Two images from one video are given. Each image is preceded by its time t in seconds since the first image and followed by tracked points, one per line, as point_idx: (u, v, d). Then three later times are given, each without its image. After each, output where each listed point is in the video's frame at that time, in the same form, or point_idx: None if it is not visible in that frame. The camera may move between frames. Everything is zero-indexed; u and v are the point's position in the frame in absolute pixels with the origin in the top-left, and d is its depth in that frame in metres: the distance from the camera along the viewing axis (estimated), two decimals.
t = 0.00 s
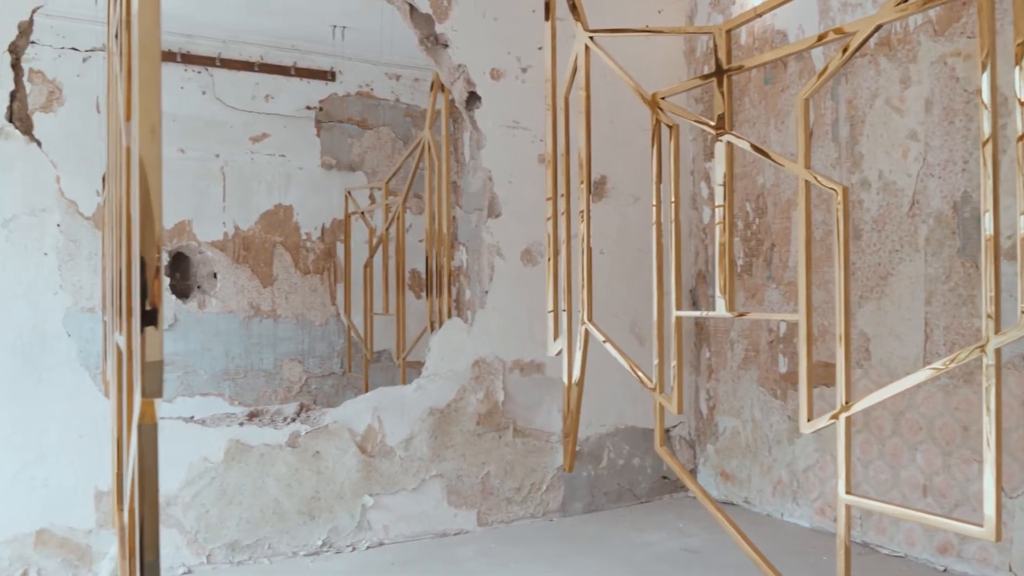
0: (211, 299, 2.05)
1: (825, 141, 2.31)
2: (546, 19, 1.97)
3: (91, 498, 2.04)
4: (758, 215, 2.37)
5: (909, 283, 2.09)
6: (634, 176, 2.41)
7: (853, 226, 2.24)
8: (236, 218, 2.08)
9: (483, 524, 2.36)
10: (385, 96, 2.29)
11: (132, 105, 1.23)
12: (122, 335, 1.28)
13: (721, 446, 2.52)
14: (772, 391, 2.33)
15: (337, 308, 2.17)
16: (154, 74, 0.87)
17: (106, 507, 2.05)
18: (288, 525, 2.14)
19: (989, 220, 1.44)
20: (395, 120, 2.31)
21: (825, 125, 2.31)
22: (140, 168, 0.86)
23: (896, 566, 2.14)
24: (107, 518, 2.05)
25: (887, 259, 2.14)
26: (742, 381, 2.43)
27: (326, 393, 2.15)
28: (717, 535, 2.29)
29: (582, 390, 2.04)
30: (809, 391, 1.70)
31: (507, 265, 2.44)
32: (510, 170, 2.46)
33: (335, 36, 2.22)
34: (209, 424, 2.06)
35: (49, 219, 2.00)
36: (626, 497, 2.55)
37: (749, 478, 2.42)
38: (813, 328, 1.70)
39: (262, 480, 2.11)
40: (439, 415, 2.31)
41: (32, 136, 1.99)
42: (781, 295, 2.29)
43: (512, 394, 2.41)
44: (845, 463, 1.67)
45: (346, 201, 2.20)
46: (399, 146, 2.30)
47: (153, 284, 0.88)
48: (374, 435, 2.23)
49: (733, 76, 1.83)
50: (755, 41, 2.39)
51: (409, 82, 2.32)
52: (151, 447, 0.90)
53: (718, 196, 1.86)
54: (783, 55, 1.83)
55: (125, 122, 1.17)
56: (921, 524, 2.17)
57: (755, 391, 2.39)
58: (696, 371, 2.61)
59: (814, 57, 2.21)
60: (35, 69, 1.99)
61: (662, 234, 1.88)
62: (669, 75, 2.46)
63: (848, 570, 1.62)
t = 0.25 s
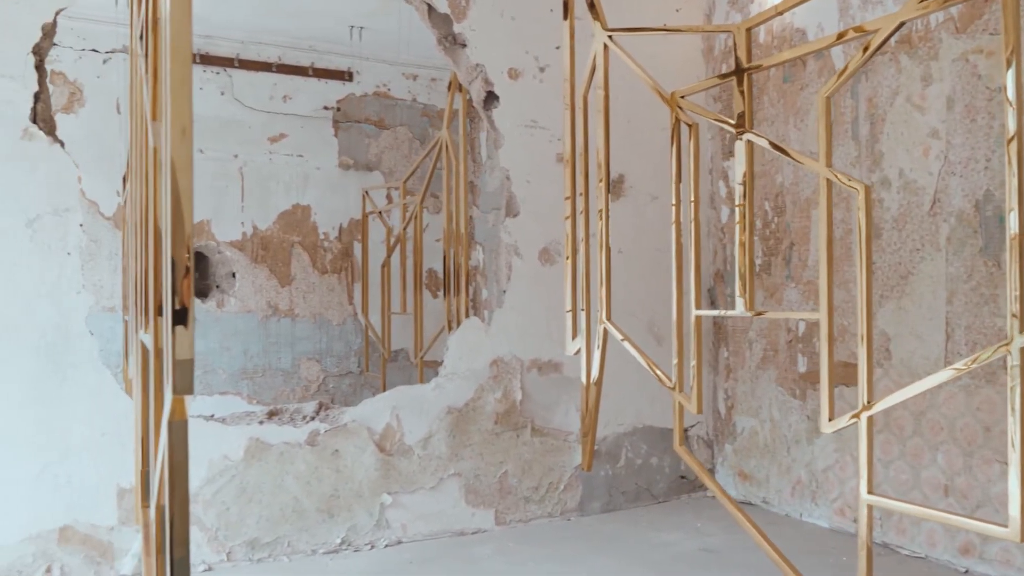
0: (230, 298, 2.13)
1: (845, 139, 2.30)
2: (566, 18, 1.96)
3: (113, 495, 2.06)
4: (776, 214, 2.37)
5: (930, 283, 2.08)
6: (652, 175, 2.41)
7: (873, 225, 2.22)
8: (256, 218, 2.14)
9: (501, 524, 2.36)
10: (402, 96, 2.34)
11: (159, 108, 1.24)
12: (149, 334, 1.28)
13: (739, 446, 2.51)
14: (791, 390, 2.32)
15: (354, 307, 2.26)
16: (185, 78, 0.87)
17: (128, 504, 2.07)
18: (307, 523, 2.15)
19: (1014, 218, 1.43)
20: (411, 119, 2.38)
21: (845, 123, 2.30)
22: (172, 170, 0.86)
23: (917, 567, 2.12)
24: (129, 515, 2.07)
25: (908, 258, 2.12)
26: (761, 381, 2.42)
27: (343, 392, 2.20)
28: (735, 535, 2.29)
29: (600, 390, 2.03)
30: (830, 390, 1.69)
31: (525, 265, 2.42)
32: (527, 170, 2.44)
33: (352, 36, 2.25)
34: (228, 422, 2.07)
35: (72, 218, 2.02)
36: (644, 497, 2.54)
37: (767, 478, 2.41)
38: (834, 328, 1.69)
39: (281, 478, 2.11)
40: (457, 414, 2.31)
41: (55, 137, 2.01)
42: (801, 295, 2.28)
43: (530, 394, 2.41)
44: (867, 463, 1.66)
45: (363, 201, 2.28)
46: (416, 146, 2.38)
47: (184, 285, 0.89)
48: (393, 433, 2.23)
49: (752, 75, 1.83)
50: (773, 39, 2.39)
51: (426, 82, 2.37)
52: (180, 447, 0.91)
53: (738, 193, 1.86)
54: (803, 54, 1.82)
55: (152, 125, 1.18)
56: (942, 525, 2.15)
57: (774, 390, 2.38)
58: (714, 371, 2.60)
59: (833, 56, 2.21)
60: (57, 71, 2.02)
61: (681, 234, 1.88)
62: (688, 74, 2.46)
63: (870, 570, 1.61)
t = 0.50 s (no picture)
0: (250, 298, 2.09)
1: (865, 137, 2.29)
2: (583, 16, 1.96)
3: (136, 492, 2.08)
4: (796, 213, 2.36)
5: (952, 281, 2.06)
6: (671, 173, 2.40)
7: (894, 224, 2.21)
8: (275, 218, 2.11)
9: (519, 522, 2.37)
10: (420, 95, 2.30)
11: (185, 107, 1.24)
12: (174, 332, 1.29)
13: (758, 445, 2.51)
14: (811, 389, 2.31)
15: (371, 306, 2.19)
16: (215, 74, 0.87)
17: (150, 501, 2.09)
18: (327, 521, 2.17)
19: None
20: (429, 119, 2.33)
21: (866, 121, 2.29)
22: (203, 166, 0.86)
23: (939, 568, 2.11)
24: (151, 512, 2.09)
25: (929, 257, 2.11)
26: (780, 380, 2.41)
27: (361, 391, 2.17)
28: (755, 535, 2.28)
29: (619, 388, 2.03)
30: (852, 389, 1.68)
31: (543, 263, 2.44)
32: (546, 168, 2.47)
33: (370, 36, 2.24)
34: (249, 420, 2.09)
35: (95, 218, 2.04)
36: (663, 496, 2.54)
37: (787, 478, 2.40)
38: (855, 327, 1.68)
39: (301, 476, 2.13)
40: (476, 412, 2.32)
41: (79, 137, 2.03)
42: (820, 293, 2.27)
43: (549, 393, 2.42)
44: (889, 462, 1.65)
45: (381, 200, 2.22)
46: (433, 146, 2.31)
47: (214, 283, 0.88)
48: (412, 432, 2.24)
49: (773, 72, 1.81)
50: (792, 37, 2.38)
51: (443, 82, 2.33)
52: (208, 444, 0.90)
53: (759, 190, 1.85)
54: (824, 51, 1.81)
55: (178, 123, 1.18)
56: (965, 525, 2.13)
57: (793, 390, 2.37)
58: (733, 370, 2.60)
59: (853, 53, 2.19)
60: (79, 72, 2.03)
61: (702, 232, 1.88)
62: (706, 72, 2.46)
63: (892, 570, 1.60)
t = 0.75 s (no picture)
0: (269, 297, 2.19)
1: (887, 135, 2.28)
2: (603, 15, 1.96)
3: (159, 488, 2.09)
4: (816, 211, 2.35)
5: (974, 280, 2.05)
6: (690, 171, 2.40)
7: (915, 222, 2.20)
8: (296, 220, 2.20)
9: (539, 521, 2.37)
10: (437, 96, 2.37)
11: (212, 106, 1.24)
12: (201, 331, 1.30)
13: (778, 444, 2.50)
14: (831, 389, 2.30)
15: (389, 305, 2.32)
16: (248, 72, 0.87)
17: (173, 498, 2.10)
18: (347, 518, 2.17)
19: None
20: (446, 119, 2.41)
21: (887, 119, 2.28)
22: (237, 166, 0.85)
23: (962, 568, 2.09)
24: (174, 508, 2.11)
25: (952, 255, 2.09)
26: (800, 379, 2.41)
27: (379, 389, 2.27)
28: (775, 535, 2.27)
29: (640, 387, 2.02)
30: (875, 387, 1.67)
31: (561, 262, 2.41)
32: (564, 167, 2.43)
33: (389, 36, 2.27)
34: (270, 417, 2.11)
35: (119, 217, 2.06)
36: (681, 495, 2.54)
37: (807, 478, 2.39)
38: (879, 325, 1.67)
39: (322, 473, 2.13)
40: (496, 411, 2.32)
41: (103, 138, 2.05)
42: (841, 293, 2.26)
43: (568, 392, 2.42)
44: (913, 461, 1.64)
45: (399, 200, 2.31)
46: (451, 146, 2.40)
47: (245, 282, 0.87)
48: (432, 430, 2.25)
49: (795, 70, 1.81)
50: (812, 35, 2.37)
51: (461, 81, 2.38)
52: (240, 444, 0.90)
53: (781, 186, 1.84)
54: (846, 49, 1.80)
55: (207, 122, 1.18)
56: (987, 525, 2.12)
57: (814, 389, 2.36)
58: (752, 369, 2.59)
59: (874, 50, 2.17)
60: (102, 73, 2.06)
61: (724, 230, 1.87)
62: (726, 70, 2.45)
63: (916, 570, 1.59)
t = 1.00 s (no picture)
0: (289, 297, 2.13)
1: (909, 133, 2.26)
2: (624, 14, 1.95)
3: (183, 486, 2.11)
4: (837, 210, 2.34)
5: (998, 279, 2.03)
6: (710, 171, 2.40)
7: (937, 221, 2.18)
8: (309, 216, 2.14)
9: (558, 520, 2.37)
10: (455, 95, 2.31)
11: (240, 105, 1.24)
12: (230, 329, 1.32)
13: (798, 445, 2.49)
14: (853, 389, 2.29)
15: (407, 305, 2.22)
16: (285, 57, 0.78)
17: (196, 496, 2.12)
18: (368, 517, 2.19)
19: None
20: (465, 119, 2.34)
21: (909, 117, 2.26)
22: (271, 161, 0.76)
23: (985, 570, 2.08)
24: (198, 506, 2.13)
25: (975, 254, 2.08)
26: (821, 379, 2.40)
27: (398, 388, 2.20)
28: (795, 535, 2.26)
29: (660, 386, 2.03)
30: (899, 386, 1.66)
31: (581, 261, 2.44)
32: (585, 166, 2.47)
33: (408, 37, 2.26)
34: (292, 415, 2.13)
35: (143, 217, 2.08)
36: (701, 495, 2.53)
37: (828, 478, 2.38)
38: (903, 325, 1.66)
39: (343, 472, 2.15)
40: (515, 410, 2.33)
41: (128, 139, 2.07)
42: (862, 292, 2.25)
43: (588, 391, 2.42)
44: (938, 461, 1.63)
45: (418, 199, 2.24)
46: (469, 146, 2.33)
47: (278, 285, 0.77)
48: (452, 429, 2.26)
49: (818, 69, 1.80)
50: (832, 33, 2.36)
51: (479, 81, 2.35)
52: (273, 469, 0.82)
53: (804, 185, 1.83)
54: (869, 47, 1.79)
55: (235, 122, 1.17)
56: (1011, 527, 2.10)
57: (834, 389, 2.35)
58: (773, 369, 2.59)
59: (896, 48, 2.16)
60: (124, 75, 2.07)
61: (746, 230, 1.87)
62: (746, 69, 2.46)
63: (941, 570, 1.58)
